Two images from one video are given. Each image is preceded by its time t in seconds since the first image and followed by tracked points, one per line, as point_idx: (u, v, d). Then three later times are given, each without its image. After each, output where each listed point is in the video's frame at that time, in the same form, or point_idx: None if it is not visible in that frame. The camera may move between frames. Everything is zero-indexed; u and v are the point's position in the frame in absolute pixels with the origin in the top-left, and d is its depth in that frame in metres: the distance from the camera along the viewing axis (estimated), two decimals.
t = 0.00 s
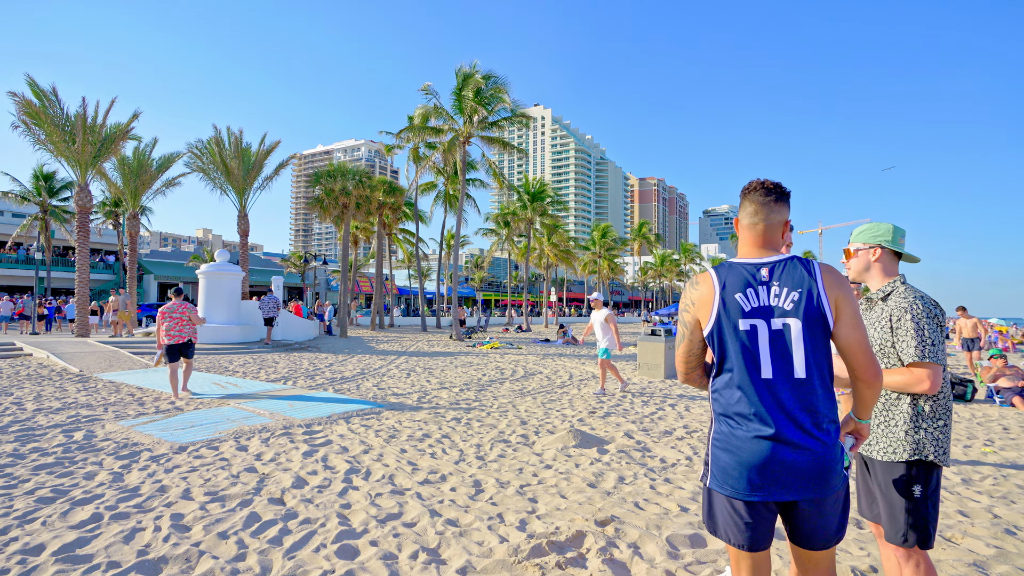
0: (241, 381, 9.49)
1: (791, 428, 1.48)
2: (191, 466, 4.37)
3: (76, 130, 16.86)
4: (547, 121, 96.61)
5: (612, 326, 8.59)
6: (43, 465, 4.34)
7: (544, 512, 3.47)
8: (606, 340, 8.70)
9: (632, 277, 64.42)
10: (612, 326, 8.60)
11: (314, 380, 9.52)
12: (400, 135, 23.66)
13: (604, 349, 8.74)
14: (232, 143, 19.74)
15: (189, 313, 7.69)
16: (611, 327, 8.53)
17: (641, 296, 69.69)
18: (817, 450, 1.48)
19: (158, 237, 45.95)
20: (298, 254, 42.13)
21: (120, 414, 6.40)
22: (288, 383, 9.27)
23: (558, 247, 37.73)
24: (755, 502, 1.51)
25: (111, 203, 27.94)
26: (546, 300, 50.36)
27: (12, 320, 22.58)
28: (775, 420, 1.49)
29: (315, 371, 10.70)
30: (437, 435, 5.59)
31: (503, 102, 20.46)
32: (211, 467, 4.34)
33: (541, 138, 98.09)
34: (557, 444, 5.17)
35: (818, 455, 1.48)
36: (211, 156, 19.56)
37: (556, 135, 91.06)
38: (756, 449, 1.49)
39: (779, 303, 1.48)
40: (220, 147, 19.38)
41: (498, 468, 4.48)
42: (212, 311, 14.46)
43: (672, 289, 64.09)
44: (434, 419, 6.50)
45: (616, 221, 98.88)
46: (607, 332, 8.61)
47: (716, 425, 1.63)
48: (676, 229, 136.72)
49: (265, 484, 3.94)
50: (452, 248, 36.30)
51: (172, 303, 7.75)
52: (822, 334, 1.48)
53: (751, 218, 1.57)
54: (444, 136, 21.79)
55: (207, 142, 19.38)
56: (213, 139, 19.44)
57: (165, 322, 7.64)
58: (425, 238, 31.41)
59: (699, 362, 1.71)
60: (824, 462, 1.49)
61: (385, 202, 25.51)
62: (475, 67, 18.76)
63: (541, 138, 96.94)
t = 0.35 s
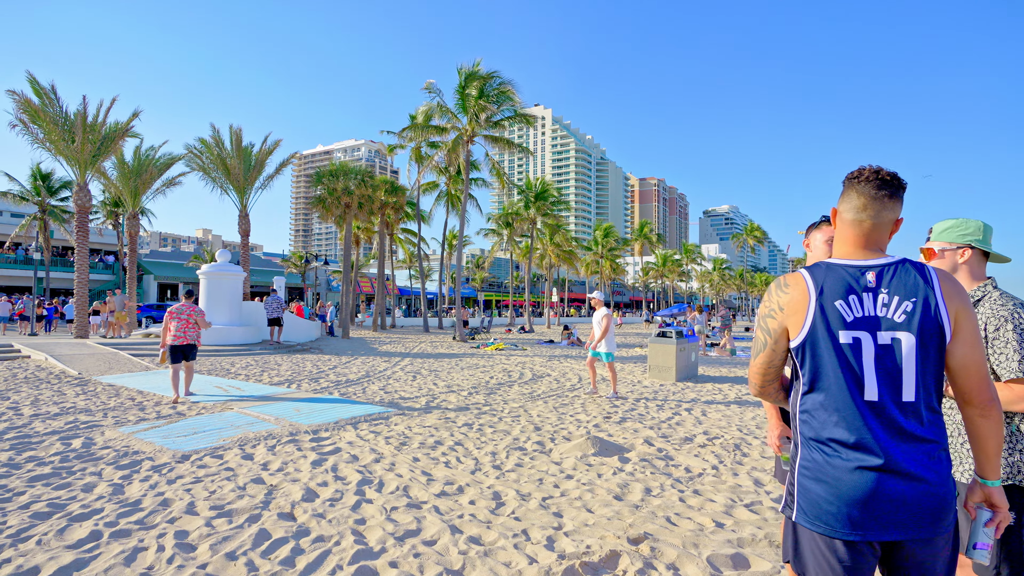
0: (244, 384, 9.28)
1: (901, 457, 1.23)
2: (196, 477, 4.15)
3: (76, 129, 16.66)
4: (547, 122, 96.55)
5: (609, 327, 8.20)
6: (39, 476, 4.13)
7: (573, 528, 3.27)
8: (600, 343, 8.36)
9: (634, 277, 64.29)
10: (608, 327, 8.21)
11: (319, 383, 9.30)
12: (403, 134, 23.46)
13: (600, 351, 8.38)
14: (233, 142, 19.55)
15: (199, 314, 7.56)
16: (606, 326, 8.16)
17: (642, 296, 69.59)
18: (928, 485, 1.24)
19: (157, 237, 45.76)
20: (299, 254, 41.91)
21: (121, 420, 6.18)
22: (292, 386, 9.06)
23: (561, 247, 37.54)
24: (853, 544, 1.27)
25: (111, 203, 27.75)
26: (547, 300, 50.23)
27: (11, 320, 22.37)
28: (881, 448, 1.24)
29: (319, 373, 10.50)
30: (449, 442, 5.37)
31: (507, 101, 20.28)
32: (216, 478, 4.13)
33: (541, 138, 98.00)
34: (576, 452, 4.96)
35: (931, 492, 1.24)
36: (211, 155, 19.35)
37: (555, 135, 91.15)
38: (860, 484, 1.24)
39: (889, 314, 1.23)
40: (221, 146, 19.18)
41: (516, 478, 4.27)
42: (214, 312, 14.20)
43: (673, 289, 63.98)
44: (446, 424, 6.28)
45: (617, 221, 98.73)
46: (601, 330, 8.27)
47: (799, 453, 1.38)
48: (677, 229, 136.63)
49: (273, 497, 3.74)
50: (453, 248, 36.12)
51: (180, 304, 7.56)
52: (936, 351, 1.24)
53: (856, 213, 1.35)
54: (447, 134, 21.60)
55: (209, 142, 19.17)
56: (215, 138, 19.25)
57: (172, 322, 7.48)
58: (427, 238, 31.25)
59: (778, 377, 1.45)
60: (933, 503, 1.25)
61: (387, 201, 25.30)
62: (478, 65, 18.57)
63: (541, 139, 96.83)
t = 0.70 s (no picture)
0: (244, 385, 9.04)
1: None
2: (195, 485, 3.91)
3: (73, 126, 16.42)
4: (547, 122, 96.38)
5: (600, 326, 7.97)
6: (29, 485, 3.91)
7: (602, 544, 3.03)
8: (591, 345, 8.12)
9: (634, 278, 64.15)
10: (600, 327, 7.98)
11: (321, 384, 9.06)
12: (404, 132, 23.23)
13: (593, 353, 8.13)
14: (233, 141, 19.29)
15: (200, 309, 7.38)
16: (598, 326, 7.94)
17: (643, 296, 69.41)
18: None
19: (156, 237, 45.51)
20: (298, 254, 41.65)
21: (117, 424, 5.93)
22: (294, 388, 8.81)
23: (562, 247, 37.33)
24: None
25: (109, 201, 27.51)
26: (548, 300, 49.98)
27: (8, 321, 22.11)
28: None
29: (322, 374, 10.25)
30: (461, 447, 5.14)
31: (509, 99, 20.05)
32: (217, 487, 3.90)
33: (541, 138, 97.76)
34: (594, 458, 4.72)
35: None
36: (211, 153, 19.10)
37: (555, 135, 90.99)
38: (1020, 518, 1.02)
39: None
40: (220, 144, 18.93)
41: (535, 486, 4.03)
42: (213, 311, 13.94)
43: (674, 289, 63.74)
44: (455, 428, 6.04)
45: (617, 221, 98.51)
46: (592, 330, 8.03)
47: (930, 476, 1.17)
48: (677, 229, 136.48)
49: (278, 509, 3.50)
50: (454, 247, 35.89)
51: (181, 300, 7.41)
52: None
53: (1011, 185, 1.19)
54: (449, 132, 21.34)
55: (208, 140, 18.91)
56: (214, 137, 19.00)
57: (173, 318, 7.29)
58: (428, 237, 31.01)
59: (897, 382, 1.27)
60: None
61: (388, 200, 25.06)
62: (481, 61, 18.31)
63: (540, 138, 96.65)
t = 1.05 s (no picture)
0: (242, 388, 8.76)
1: None
2: (192, 500, 3.67)
3: (65, 122, 16.13)
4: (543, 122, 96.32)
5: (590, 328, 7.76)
6: (13, 499, 3.68)
7: (635, 562, 2.81)
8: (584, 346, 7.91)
9: (632, 278, 64.03)
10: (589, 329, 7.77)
11: (322, 386, 8.80)
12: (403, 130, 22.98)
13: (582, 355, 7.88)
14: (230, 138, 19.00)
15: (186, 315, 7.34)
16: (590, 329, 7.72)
17: (640, 297, 69.27)
18: None
19: (152, 237, 45.26)
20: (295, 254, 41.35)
21: (111, 432, 5.69)
22: (293, 391, 8.55)
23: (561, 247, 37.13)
24: None
25: (103, 201, 27.23)
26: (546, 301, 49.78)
27: None
28: None
29: (321, 376, 9.99)
30: (472, 454, 4.90)
31: (510, 96, 19.79)
32: (216, 501, 3.67)
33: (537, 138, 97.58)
34: (613, 465, 4.49)
35: None
36: (207, 150, 18.83)
37: (551, 135, 90.92)
38: None
39: None
40: (217, 141, 18.63)
41: (554, 496, 3.79)
42: (209, 312, 13.67)
43: (672, 289, 63.55)
44: (463, 433, 5.80)
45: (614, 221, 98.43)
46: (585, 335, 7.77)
47: None
48: (673, 230, 136.56)
49: (282, 524, 3.27)
50: (452, 247, 35.67)
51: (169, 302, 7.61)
52: None
53: None
54: (448, 131, 21.08)
55: (205, 136, 18.63)
56: (211, 132, 18.70)
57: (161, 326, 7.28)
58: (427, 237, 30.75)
59: None
60: None
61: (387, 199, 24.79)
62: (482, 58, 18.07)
63: (537, 139, 96.53)
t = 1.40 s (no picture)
0: (237, 390, 8.48)
1: None
2: (189, 515, 3.42)
3: (52, 116, 15.77)
4: (537, 122, 96.16)
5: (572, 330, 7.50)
6: None
7: None
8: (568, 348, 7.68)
9: (627, 277, 63.93)
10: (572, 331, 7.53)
11: (320, 389, 8.53)
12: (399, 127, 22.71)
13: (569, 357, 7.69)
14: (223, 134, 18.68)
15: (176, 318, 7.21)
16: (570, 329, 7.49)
17: (635, 297, 69.23)
18: None
19: (142, 236, 44.73)
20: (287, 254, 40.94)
21: (100, 439, 5.42)
22: (291, 393, 8.27)
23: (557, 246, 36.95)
24: None
25: (93, 199, 26.80)
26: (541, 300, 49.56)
27: None
28: None
29: (318, 378, 9.72)
30: (483, 461, 4.67)
31: (508, 93, 19.57)
32: (215, 515, 3.42)
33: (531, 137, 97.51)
34: (633, 472, 4.27)
35: None
36: (200, 146, 18.51)
37: (545, 134, 90.82)
38: None
39: None
40: (210, 137, 18.31)
41: (576, 507, 3.56)
42: (201, 313, 13.35)
43: (666, 289, 63.52)
44: (471, 438, 5.55)
45: (608, 220, 98.41)
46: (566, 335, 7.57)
47: None
48: (666, 230, 136.83)
49: (288, 540, 3.04)
50: (447, 247, 35.41)
51: (158, 299, 7.56)
52: None
53: None
54: (445, 128, 20.83)
55: (198, 132, 18.31)
56: (203, 128, 18.38)
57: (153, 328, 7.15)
58: (423, 236, 30.48)
59: None
60: None
61: (382, 198, 24.49)
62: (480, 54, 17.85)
63: (530, 139, 96.35)
